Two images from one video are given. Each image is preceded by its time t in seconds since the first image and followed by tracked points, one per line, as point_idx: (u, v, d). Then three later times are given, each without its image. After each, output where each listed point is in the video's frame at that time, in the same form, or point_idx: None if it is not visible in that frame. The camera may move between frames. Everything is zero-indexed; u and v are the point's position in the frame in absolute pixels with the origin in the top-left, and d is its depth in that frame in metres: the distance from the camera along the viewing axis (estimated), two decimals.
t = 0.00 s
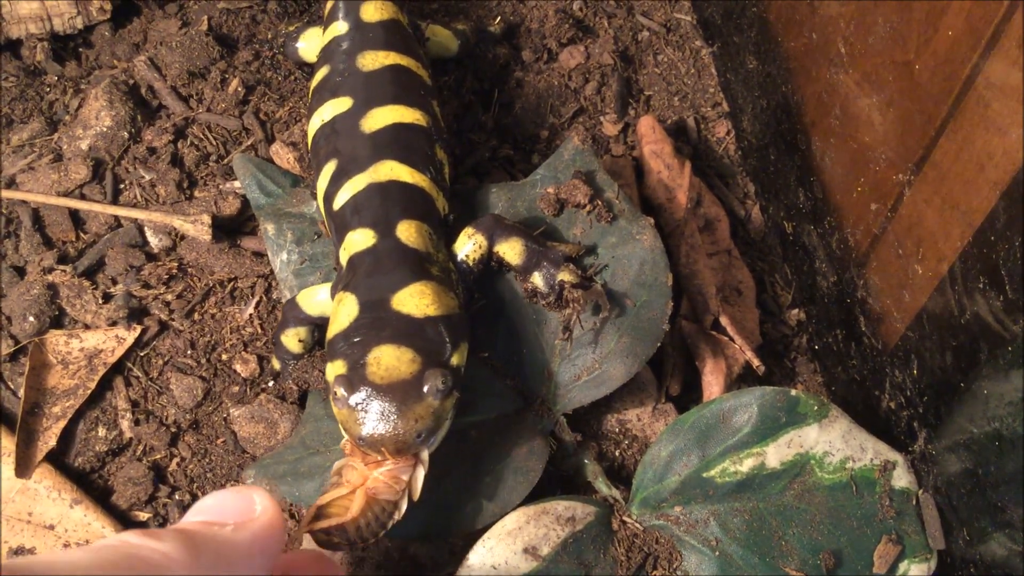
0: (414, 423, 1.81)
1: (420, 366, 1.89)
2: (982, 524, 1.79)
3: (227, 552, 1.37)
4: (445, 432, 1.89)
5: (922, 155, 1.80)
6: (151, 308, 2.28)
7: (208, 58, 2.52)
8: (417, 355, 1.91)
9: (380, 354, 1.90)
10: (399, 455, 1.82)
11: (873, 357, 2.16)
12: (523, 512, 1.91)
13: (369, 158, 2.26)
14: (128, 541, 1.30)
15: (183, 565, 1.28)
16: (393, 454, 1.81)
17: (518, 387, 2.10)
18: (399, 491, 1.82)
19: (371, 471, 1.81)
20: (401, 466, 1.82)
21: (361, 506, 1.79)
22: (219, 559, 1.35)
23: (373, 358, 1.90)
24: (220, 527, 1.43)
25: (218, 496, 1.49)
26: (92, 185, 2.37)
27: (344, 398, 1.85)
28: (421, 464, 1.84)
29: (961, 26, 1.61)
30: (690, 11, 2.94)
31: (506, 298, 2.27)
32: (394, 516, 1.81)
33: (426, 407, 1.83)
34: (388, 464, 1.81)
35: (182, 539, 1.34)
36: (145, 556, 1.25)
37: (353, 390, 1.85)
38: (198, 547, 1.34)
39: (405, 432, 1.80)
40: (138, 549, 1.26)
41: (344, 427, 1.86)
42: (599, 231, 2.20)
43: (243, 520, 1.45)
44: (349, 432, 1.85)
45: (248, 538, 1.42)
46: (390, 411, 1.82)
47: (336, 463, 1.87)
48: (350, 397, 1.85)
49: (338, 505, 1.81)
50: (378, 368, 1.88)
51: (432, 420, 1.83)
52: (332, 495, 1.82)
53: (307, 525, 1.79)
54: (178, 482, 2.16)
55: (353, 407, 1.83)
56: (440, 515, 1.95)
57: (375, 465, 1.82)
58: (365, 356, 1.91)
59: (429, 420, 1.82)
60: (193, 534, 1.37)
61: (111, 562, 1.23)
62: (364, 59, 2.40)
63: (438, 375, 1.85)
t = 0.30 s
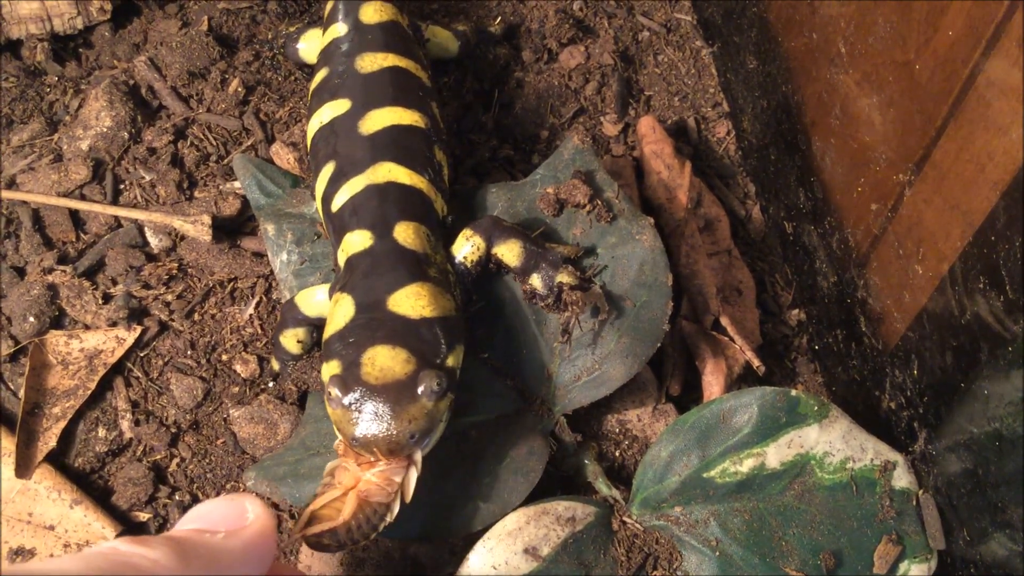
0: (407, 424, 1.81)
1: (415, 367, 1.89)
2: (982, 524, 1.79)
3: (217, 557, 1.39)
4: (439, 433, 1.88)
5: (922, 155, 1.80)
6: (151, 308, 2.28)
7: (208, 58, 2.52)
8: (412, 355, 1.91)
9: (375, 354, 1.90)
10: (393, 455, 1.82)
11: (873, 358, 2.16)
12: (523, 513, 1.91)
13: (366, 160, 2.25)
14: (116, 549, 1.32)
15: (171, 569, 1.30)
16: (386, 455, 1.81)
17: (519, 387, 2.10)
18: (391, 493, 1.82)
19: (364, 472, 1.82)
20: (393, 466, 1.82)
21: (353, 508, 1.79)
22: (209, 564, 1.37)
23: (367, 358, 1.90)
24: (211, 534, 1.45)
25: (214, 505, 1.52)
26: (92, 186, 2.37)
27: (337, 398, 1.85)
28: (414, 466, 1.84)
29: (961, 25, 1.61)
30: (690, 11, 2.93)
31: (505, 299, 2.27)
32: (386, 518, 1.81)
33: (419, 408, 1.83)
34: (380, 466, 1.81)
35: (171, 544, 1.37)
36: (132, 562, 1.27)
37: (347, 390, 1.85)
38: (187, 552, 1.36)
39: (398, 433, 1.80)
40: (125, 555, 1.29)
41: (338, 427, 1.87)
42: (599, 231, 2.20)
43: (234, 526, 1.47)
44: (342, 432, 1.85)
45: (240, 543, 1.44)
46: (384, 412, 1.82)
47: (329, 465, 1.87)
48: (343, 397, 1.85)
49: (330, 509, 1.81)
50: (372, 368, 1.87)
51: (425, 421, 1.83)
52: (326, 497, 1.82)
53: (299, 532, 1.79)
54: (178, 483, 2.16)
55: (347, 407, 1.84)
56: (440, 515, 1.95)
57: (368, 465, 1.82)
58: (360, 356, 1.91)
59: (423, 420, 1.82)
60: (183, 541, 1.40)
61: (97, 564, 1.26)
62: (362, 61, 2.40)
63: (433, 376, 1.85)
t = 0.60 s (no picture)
0: (400, 424, 1.81)
1: (409, 367, 1.90)
2: (982, 523, 1.79)
3: (208, 563, 1.40)
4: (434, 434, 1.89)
5: (922, 155, 1.80)
6: (152, 307, 2.28)
7: (209, 58, 2.52)
8: (406, 355, 1.92)
9: (369, 354, 1.91)
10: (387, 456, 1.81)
11: (874, 357, 2.16)
12: (524, 511, 1.92)
13: (365, 162, 2.25)
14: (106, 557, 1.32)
15: None
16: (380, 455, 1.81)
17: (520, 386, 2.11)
18: (383, 494, 1.81)
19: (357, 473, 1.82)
20: (386, 466, 1.81)
21: (344, 510, 1.79)
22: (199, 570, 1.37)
23: (362, 357, 1.91)
24: (202, 538, 1.45)
25: (206, 508, 1.52)
26: (93, 185, 2.38)
27: (331, 397, 1.86)
28: (406, 467, 1.83)
29: (961, 24, 1.62)
30: (690, 11, 2.93)
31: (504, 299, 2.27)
32: (378, 519, 1.80)
33: (413, 408, 1.83)
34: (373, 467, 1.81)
35: (163, 548, 1.39)
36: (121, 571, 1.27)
37: (342, 389, 1.86)
38: (179, 557, 1.38)
39: (391, 433, 1.80)
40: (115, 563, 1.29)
41: (331, 427, 1.87)
42: (599, 230, 2.20)
43: (225, 530, 1.47)
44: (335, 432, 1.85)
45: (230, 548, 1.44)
46: (379, 412, 1.82)
47: (321, 465, 1.87)
48: (337, 396, 1.85)
49: (322, 508, 1.81)
50: (367, 367, 1.88)
51: (419, 421, 1.83)
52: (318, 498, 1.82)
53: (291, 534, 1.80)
54: (179, 481, 2.16)
55: (341, 406, 1.84)
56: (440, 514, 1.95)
57: (360, 465, 1.82)
58: (354, 357, 1.92)
59: (416, 421, 1.82)
60: (173, 547, 1.40)
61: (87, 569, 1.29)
62: (361, 63, 2.40)
63: (427, 377, 1.85)
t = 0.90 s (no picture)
0: (396, 429, 1.80)
1: (406, 371, 1.88)
2: (983, 523, 1.80)
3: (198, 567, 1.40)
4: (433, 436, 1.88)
5: (923, 156, 1.80)
6: (153, 307, 2.28)
7: (210, 57, 2.52)
8: (405, 359, 1.90)
9: (369, 358, 1.89)
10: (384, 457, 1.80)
11: (875, 356, 2.16)
12: (525, 510, 1.92)
13: (366, 164, 2.25)
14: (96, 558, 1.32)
15: None
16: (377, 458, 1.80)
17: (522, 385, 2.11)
18: (380, 496, 1.77)
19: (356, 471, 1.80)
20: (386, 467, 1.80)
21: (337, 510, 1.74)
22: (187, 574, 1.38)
23: (361, 361, 1.90)
24: (192, 541, 1.46)
25: (196, 509, 1.52)
26: (94, 185, 2.38)
27: (329, 399, 1.87)
28: (403, 471, 1.80)
29: (963, 22, 1.61)
30: (692, 11, 2.93)
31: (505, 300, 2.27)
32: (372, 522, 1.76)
33: (409, 412, 1.82)
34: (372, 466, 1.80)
35: (153, 550, 1.38)
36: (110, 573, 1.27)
37: (341, 392, 1.86)
38: (171, 561, 1.38)
39: (385, 436, 1.80)
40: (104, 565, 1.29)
41: (329, 429, 1.87)
42: (600, 230, 2.20)
43: (216, 533, 1.47)
44: (333, 434, 1.86)
45: (219, 552, 1.45)
46: (378, 413, 1.82)
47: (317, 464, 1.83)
48: (335, 398, 1.86)
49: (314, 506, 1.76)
50: (364, 372, 1.87)
51: (416, 425, 1.82)
52: (310, 495, 1.77)
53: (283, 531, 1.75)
54: (180, 480, 2.17)
55: (340, 408, 1.85)
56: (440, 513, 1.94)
57: (357, 467, 1.80)
58: (352, 358, 1.92)
59: (412, 425, 1.81)
60: (163, 549, 1.40)
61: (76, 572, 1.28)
62: (363, 65, 2.40)
63: (424, 381, 1.85)
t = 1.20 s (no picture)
0: (463, 440, 1.85)
1: (459, 383, 1.88)
2: (984, 524, 1.80)
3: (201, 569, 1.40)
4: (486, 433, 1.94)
5: (924, 157, 1.80)
6: (154, 308, 2.28)
7: (211, 58, 2.52)
8: (452, 371, 1.89)
9: (419, 378, 1.87)
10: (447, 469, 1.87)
11: (875, 357, 2.16)
12: (526, 511, 1.92)
13: (376, 168, 2.24)
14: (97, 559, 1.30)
15: None
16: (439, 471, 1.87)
17: (522, 386, 2.11)
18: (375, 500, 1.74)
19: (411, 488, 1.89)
20: (459, 476, 1.88)
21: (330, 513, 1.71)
22: None
23: (408, 379, 1.87)
24: (193, 543, 1.45)
25: (197, 510, 1.51)
26: (95, 186, 2.38)
27: (391, 423, 1.86)
28: (474, 474, 1.91)
29: (962, 24, 1.62)
30: (693, 12, 2.93)
31: (513, 297, 2.26)
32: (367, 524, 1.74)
33: (471, 423, 1.86)
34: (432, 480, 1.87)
35: (154, 552, 1.36)
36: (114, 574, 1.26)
37: (397, 415, 1.85)
38: (173, 563, 1.36)
39: (459, 448, 1.84)
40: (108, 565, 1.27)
41: (394, 449, 1.89)
42: (605, 234, 2.21)
43: (218, 535, 1.47)
44: (399, 453, 1.88)
45: (222, 555, 1.45)
46: (428, 425, 1.83)
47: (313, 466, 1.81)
48: (396, 421, 1.86)
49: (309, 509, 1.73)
50: (418, 390, 1.86)
51: (477, 432, 1.87)
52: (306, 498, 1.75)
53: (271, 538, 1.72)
54: (181, 481, 2.17)
55: (401, 431, 1.85)
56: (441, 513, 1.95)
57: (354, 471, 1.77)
58: (402, 377, 1.88)
59: (475, 433, 1.86)
60: (166, 551, 1.40)
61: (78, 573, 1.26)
62: (366, 67, 2.39)
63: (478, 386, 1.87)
